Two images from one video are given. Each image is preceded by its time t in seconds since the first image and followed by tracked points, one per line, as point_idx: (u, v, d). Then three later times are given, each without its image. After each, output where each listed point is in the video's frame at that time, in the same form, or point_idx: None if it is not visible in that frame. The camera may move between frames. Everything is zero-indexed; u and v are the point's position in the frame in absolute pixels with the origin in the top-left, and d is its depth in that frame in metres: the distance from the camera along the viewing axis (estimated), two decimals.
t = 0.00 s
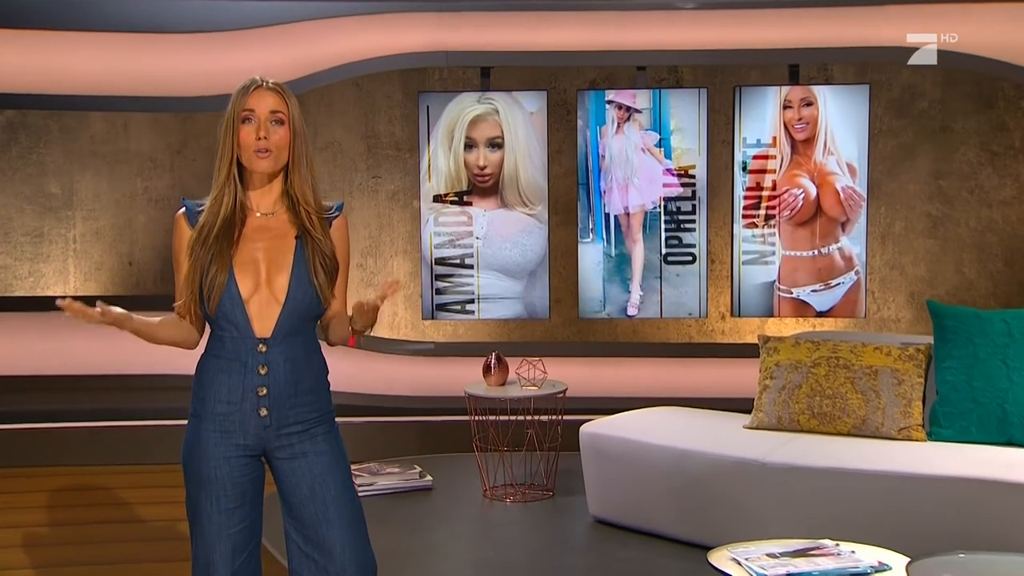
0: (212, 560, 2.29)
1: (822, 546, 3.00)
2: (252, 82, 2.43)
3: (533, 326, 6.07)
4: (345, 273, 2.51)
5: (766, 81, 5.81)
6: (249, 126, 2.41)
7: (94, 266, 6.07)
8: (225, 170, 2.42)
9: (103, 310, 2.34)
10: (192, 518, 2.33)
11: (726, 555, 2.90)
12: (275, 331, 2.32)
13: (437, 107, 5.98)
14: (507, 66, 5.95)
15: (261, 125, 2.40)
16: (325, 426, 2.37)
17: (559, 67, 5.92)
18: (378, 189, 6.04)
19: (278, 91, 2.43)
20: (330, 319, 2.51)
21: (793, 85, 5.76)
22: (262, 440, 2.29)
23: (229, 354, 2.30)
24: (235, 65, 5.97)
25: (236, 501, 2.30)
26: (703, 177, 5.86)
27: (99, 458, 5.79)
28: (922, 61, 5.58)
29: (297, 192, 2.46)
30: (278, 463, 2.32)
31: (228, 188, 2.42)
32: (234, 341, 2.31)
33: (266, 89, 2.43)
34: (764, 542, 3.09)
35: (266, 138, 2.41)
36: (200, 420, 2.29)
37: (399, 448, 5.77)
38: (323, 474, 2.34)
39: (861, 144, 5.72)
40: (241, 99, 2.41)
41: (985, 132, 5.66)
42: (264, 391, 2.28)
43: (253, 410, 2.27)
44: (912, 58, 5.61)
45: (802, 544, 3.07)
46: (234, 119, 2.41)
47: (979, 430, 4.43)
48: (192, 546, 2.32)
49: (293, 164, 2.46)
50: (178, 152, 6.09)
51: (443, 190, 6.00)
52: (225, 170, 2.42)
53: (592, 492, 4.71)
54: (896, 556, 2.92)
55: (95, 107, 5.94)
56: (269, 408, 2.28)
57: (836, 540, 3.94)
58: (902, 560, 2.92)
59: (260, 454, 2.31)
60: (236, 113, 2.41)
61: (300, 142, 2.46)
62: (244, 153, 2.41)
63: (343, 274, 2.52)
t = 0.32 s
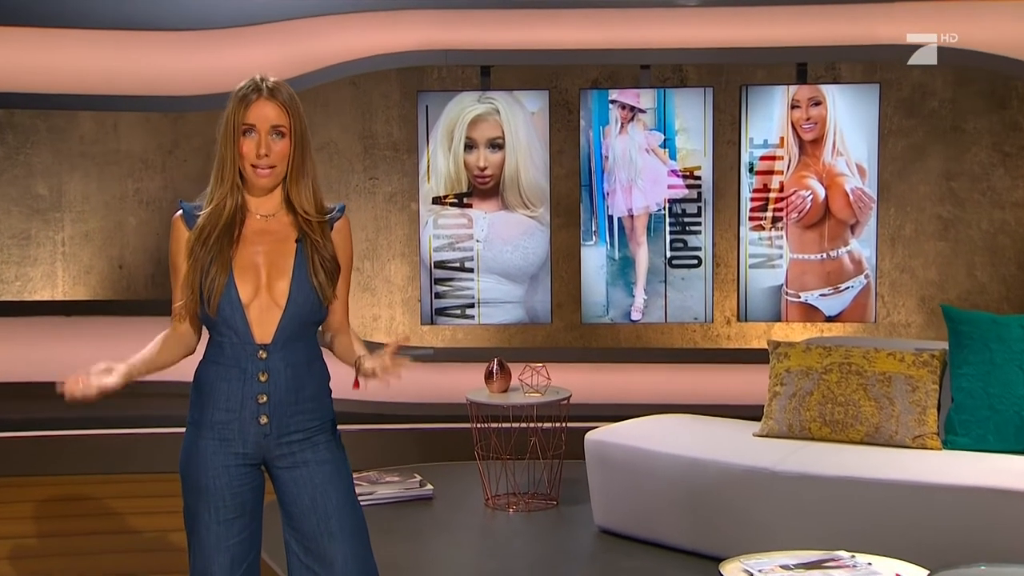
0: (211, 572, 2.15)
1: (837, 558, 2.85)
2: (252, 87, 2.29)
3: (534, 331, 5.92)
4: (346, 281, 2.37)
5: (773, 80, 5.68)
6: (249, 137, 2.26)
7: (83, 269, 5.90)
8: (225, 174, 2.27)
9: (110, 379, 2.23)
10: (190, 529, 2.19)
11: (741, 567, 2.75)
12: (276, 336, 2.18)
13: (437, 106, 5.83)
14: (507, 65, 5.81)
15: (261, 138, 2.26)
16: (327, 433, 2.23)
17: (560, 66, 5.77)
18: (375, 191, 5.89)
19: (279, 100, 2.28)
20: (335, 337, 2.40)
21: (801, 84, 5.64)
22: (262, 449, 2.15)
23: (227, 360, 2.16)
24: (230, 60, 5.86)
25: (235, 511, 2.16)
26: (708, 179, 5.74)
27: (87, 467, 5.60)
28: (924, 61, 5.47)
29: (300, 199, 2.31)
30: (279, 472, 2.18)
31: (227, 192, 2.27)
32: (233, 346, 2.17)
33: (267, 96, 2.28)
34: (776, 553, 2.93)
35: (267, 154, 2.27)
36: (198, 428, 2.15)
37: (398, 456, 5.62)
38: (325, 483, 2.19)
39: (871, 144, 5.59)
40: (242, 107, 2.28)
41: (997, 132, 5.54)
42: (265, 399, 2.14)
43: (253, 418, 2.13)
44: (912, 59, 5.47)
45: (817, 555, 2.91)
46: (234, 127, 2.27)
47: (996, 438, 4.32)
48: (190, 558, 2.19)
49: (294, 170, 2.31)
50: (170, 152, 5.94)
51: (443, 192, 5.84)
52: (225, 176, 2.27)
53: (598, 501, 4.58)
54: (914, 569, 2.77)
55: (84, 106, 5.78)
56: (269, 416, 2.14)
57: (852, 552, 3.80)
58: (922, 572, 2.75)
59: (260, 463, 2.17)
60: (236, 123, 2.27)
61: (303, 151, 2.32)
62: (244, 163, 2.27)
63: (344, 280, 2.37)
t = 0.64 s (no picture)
0: None
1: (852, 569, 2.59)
2: (250, 83, 2.14)
3: (536, 335, 5.76)
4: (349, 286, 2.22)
5: (779, 78, 5.55)
6: (248, 137, 2.12)
7: (71, 271, 5.73)
8: (224, 174, 2.13)
9: (131, 411, 2.01)
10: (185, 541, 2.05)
11: (753, 575, 2.53)
12: (277, 341, 2.05)
13: (435, 105, 5.68)
14: (508, 63, 5.65)
15: (260, 137, 2.11)
16: (328, 441, 2.10)
17: (562, 63, 5.62)
18: (372, 191, 5.73)
19: (280, 97, 2.14)
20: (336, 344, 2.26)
21: (809, 83, 5.50)
22: (261, 457, 2.02)
23: (225, 366, 2.03)
24: (225, 58, 5.73)
25: (233, 522, 2.02)
26: (714, 180, 5.60)
27: (76, 477, 5.44)
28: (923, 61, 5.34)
29: (301, 200, 2.17)
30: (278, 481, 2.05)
31: (226, 194, 2.13)
32: (231, 352, 2.03)
33: (266, 93, 2.14)
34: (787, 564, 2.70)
35: (267, 152, 2.12)
36: (194, 436, 2.02)
37: (398, 464, 5.47)
38: (325, 492, 2.06)
39: (881, 144, 5.46)
40: (239, 106, 2.13)
41: (1011, 131, 5.39)
42: (264, 406, 2.01)
43: (252, 426, 2.00)
44: (911, 58, 5.35)
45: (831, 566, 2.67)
46: (232, 127, 2.12)
47: (1014, 447, 4.18)
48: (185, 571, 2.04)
49: (295, 171, 2.16)
50: (161, 152, 5.75)
51: (442, 193, 5.70)
52: (223, 177, 2.13)
53: (602, 510, 4.42)
54: None
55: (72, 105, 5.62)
56: (269, 424, 2.01)
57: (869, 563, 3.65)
58: None
59: (258, 472, 2.04)
60: (234, 122, 2.12)
61: (304, 151, 2.17)
62: (242, 164, 2.13)
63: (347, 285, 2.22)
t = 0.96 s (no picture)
0: None
1: None
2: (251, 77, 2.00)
3: (536, 339, 5.61)
4: (355, 292, 2.07)
5: (786, 75, 5.41)
6: (246, 131, 1.98)
7: (58, 275, 5.58)
8: (222, 171, 1.98)
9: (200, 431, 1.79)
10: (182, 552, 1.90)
11: None
12: (278, 346, 1.91)
13: (435, 104, 5.53)
14: (509, 60, 5.51)
15: (258, 130, 1.97)
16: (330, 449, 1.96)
17: (563, 61, 5.48)
18: (369, 192, 5.59)
19: (280, 90, 2.00)
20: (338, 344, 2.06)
21: (817, 81, 5.37)
22: (261, 466, 1.88)
23: (224, 371, 1.89)
24: (217, 57, 5.60)
25: (232, 531, 1.88)
26: (719, 180, 5.47)
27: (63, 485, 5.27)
28: (927, 59, 5.27)
29: (301, 200, 2.02)
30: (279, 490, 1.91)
31: (223, 194, 1.98)
32: (231, 358, 1.90)
33: (266, 85, 1.99)
34: None
35: (265, 146, 1.98)
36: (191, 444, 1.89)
37: (396, 472, 5.33)
38: (328, 502, 1.92)
39: (891, 144, 5.33)
40: (238, 98, 1.99)
41: None
42: (265, 413, 1.87)
43: (252, 434, 1.86)
44: (911, 58, 5.28)
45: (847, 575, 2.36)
46: (231, 121, 1.98)
47: None
48: None
49: (296, 168, 2.02)
50: (152, 152, 5.58)
51: (441, 194, 5.55)
52: (221, 174, 1.98)
53: (609, 518, 4.29)
54: None
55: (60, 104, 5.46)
56: (270, 432, 1.87)
57: None
58: None
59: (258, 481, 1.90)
60: (233, 115, 1.98)
61: (306, 147, 2.02)
62: (240, 159, 1.98)
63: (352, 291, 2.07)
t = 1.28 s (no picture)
0: None
1: None
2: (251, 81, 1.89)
3: (536, 344, 5.47)
4: (370, 299, 1.98)
5: (793, 74, 5.28)
6: (244, 138, 1.87)
7: (44, 278, 5.41)
8: (224, 176, 1.89)
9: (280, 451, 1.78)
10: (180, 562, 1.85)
11: None
12: (279, 351, 1.83)
13: (432, 103, 5.40)
14: (509, 58, 5.36)
15: (255, 138, 1.86)
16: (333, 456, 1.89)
17: (563, 59, 5.34)
18: (364, 194, 5.44)
19: (280, 95, 1.87)
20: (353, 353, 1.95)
21: (824, 79, 5.24)
22: (261, 475, 1.82)
23: (224, 377, 1.82)
24: (211, 53, 5.41)
25: (231, 542, 1.83)
26: (724, 181, 5.34)
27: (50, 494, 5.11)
28: (926, 59, 5.15)
29: (302, 208, 1.90)
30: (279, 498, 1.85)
31: (223, 199, 1.88)
32: (231, 364, 1.82)
33: (266, 90, 1.87)
34: None
35: (261, 155, 1.86)
36: (191, 450, 1.83)
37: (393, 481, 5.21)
38: (329, 511, 1.85)
39: (900, 144, 5.21)
40: (236, 103, 1.88)
41: None
42: (266, 420, 1.81)
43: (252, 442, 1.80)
44: (912, 58, 5.16)
45: None
46: (229, 126, 1.88)
47: None
48: None
49: (297, 174, 1.90)
50: (141, 152, 5.45)
51: (438, 196, 5.41)
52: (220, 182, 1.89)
53: (614, 528, 4.15)
54: None
55: (46, 101, 5.31)
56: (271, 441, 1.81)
57: None
58: None
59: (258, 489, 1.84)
60: (231, 120, 1.87)
61: (306, 153, 1.90)
62: (238, 167, 1.88)
63: (367, 297, 1.97)
